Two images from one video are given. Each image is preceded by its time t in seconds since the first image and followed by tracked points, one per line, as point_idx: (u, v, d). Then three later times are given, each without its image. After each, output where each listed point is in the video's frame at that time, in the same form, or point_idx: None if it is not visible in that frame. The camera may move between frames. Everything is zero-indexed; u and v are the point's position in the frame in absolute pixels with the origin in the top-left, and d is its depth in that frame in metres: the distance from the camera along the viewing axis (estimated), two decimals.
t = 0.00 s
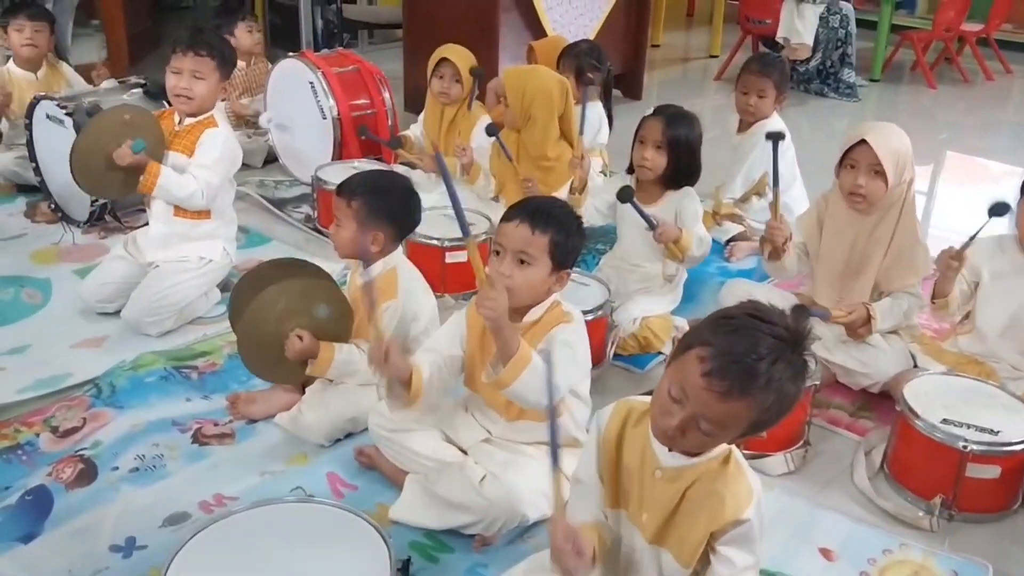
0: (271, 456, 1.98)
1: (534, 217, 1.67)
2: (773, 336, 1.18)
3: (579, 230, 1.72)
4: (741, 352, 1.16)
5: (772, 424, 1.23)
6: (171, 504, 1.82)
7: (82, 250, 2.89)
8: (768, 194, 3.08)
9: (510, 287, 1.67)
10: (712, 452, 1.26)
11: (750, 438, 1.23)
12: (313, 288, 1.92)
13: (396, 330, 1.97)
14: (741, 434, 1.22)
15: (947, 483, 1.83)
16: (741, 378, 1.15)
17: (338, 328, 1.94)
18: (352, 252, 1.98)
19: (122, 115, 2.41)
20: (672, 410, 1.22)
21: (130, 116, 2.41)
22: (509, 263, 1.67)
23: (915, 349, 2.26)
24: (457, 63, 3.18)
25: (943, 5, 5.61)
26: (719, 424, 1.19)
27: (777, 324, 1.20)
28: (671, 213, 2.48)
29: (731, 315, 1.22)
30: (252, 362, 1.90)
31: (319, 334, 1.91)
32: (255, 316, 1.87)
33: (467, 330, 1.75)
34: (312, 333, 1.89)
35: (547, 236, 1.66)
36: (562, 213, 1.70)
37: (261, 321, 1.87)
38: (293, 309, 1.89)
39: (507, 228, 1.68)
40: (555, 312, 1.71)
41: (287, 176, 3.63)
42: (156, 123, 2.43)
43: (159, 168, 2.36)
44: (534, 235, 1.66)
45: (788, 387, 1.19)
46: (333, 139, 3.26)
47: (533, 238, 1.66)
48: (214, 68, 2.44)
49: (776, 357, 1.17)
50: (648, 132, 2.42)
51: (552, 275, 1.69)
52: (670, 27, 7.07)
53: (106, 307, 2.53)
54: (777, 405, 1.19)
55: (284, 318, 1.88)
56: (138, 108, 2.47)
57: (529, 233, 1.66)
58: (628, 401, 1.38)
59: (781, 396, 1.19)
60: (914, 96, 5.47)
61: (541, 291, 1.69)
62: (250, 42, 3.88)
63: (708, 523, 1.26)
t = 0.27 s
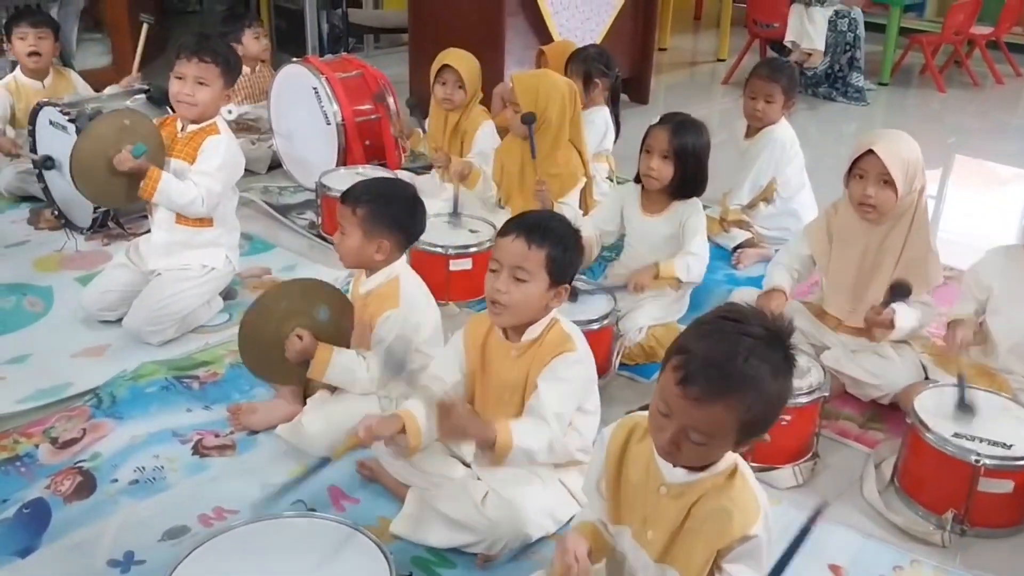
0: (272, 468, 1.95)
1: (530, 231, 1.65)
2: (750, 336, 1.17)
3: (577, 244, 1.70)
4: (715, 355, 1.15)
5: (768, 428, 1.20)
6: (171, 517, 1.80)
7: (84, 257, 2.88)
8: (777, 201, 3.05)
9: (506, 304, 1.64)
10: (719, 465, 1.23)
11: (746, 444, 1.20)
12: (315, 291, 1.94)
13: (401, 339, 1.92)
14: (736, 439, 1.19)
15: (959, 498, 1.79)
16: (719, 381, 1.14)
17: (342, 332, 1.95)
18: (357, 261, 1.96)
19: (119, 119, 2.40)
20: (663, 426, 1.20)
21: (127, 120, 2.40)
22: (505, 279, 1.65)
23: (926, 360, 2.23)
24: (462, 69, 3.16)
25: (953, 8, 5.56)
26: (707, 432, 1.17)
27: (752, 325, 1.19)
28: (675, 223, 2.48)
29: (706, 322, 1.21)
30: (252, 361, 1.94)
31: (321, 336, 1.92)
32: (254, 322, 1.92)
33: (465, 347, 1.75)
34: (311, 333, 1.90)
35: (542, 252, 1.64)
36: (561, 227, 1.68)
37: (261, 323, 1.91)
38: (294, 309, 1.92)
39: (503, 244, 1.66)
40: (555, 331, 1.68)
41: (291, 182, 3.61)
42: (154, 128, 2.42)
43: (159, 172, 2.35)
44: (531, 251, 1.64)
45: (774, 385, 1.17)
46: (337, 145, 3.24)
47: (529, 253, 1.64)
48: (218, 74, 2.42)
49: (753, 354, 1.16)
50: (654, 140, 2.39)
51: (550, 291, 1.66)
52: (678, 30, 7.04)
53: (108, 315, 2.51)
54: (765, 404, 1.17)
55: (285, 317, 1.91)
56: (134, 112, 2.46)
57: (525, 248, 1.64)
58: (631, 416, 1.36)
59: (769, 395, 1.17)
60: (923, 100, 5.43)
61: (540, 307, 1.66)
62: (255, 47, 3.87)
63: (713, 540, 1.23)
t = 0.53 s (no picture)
0: (274, 480, 1.93)
1: (527, 244, 1.62)
2: (747, 333, 1.16)
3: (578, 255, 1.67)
4: (688, 335, 1.17)
5: (740, 434, 1.16)
6: (171, 531, 1.77)
7: (89, 264, 2.86)
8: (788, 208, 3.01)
9: (505, 321, 1.61)
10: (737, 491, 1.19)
11: (717, 447, 1.17)
12: (325, 308, 1.90)
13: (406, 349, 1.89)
14: (708, 431, 1.15)
15: (974, 515, 1.75)
16: (688, 356, 1.15)
17: (343, 345, 1.93)
18: (363, 269, 1.92)
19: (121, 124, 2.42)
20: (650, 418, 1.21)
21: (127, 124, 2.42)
22: (503, 295, 1.62)
23: (939, 373, 2.19)
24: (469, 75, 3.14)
25: (966, 11, 5.51)
26: (673, 415, 1.16)
27: (759, 328, 1.18)
28: (684, 232, 2.45)
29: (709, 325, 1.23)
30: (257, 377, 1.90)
31: (326, 354, 1.90)
32: (264, 339, 1.86)
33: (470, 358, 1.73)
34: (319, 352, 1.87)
35: (539, 266, 1.61)
36: (561, 238, 1.65)
37: (269, 340, 1.86)
38: (302, 329, 1.88)
39: (501, 260, 1.62)
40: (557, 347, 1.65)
41: (298, 188, 3.59)
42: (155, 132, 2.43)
43: (159, 175, 2.33)
44: (527, 266, 1.61)
45: (750, 384, 1.14)
46: (345, 151, 3.21)
47: (526, 268, 1.61)
48: (222, 81, 2.39)
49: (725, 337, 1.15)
50: (660, 147, 2.35)
51: (551, 304, 1.63)
52: (688, 34, 7.01)
53: (111, 323, 2.50)
54: (734, 402, 1.14)
55: (292, 338, 1.88)
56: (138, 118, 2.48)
57: (521, 263, 1.61)
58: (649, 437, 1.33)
59: (741, 394, 1.14)
60: (936, 104, 5.38)
61: (541, 321, 1.63)
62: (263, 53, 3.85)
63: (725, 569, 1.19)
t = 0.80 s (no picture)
0: (279, 491, 1.91)
1: (530, 253, 1.60)
2: (733, 348, 1.17)
3: (581, 262, 1.65)
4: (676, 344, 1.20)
5: (712, 448, 1.17)
6: (175, 542, 1.76)
7: (98, 270, 2.86)
8: (802, 216, 2.98)
9: (511, 330, 1.58)
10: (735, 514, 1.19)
11: (692, 460, 1.19)
12: (329, 318, 1.92)
13: (410, 358, 1.87)
14: (685, 442, 1.18)
15: (990, 534, 1.71)
16: (672, 362, 1.18)
17: (352, 358, 1.92)
18: (368, 279, 1.90)
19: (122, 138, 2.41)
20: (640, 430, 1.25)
21: (130, 140, 2.41)
22: (508, 305, 1.60)
23: (955, 386, 2.15)
24: (479, 81, 3.12)
25: (983, 16, 5.45)
26: (651, 423, 1.20)
27: (752, 345, 1.19)
28: (696, 242, 2.42)
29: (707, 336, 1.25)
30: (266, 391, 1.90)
31: (334, 364, 1.89)
32: (269, 348, 1.88)
33: (475, 370, 1.70)
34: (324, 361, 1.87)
35: (544, 274, 1.59)
36: (564, 244, 1.63)
37: (274, 351, 1.88)
38: (307, 337, 1.90)
39: (505, 269, 1.60)
40: (566, 353, 1.62)
41: (308, 194, 3.58)
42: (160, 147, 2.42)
43: (169, 191, 2.33)
44: (531, 274, 1.59)
45: (723, 396, 1.15)
46: (354, 157, 3.20)
47: (531, 277, 1.59)
48: (229, 88, 2.38)
49: (709, 350, 1.18)
50: (672, 155, 2.33)
51: (556, 312, 1.61)
52: (701, 38, 6.97)
53: (118, 330, 2.49)
54: (704, 413, 1.15)
55: (298, 346, 1.89)
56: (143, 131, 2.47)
57: (525, 272, 1.59)
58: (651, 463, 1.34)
59: (712, 405, 1.15)
60: (952, 109, 5.32)
61: (548, 330, 1.61)
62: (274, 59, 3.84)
63: None
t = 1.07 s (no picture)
0: (285, 500, 1.90)
1: (537, 259, 1.58)
2: (729, 359, 1.16)
3: (588, 266, 1.63)
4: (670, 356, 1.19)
5: (708, 460, 1.15)
6: (179, 552, 1.75)
7: (109, 275, 2.86)
8: (815, 224, 2.97)
9: (518, 338, 1.56)
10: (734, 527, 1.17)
11: (688, 472, 1.17)
12: (337, 319, 1.84)
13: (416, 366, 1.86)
14: (679, 454, 1.16)
15: (1004, 549, 1.68)
16: (665, 374, 1.17)
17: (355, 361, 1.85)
18: (372, 287, 1.89)
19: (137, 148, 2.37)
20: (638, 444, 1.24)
21: (145, 151, 2.37)
22: (516, 311, 1.58)
23: (971, 399, 2.11)
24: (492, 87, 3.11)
25: (1002, 22, 5.39)
26: (648, 434, 1.19)
27: (749, 357, 1.17)
28: (705, 251, 2.40)
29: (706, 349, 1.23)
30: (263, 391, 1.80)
31: (337, 366, 1.82)
32: (268, 347, 1.78)
33: (484, 374, 1.69)
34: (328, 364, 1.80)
35: (551, 280, 1.57)
36: (570, 249, 1.61)
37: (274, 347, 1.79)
38: (310, 338, 1.81)
39: (511, 275, 1.58)
40: (572, 360, 1.60)
41: (320, 200, 3.58)
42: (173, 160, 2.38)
43: (175, 205, 2.31)
44: (538, 280, 1.57)
45: (718, 407, 1.13)
46: (365, 163, 3.19)
47: (537, 283, 1.57)
48: (237, 95, 2.38)
49: (703, 361, 1.16)
50: (683, 163, 2.30)
51: (564, 318, 1.59)
52: (718, 44, 6.94)
53: (128, 337, 2.48)
54: (698, 425, 1.14)
55: (301, 347, 1.80)
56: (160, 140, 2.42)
57: (531, 278, 1.57)
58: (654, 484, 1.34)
59: (706, 417, 1.13)
60: (971, 116, 5.26)
61: (557, 335, 1.59)
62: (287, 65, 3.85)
63: None
